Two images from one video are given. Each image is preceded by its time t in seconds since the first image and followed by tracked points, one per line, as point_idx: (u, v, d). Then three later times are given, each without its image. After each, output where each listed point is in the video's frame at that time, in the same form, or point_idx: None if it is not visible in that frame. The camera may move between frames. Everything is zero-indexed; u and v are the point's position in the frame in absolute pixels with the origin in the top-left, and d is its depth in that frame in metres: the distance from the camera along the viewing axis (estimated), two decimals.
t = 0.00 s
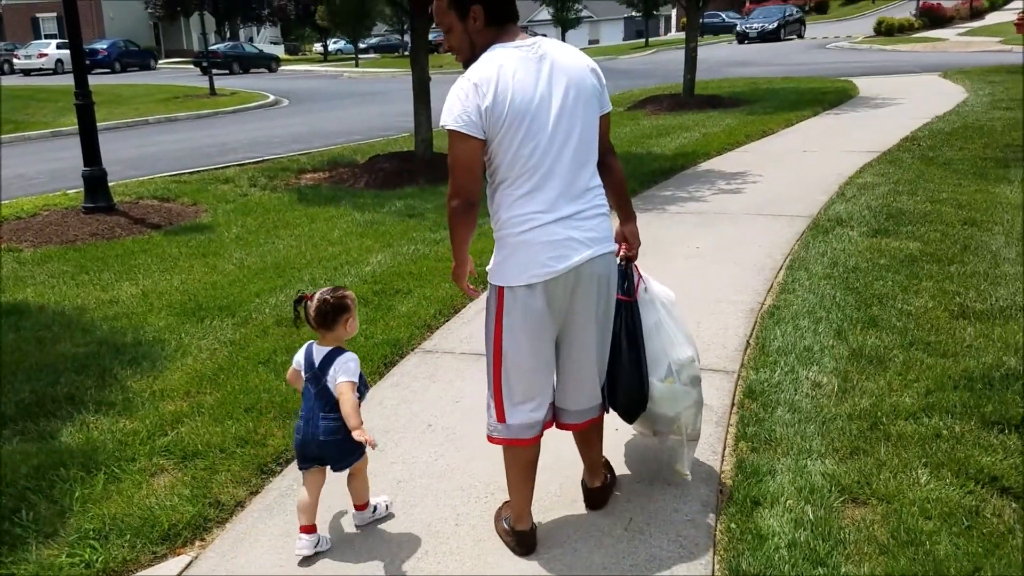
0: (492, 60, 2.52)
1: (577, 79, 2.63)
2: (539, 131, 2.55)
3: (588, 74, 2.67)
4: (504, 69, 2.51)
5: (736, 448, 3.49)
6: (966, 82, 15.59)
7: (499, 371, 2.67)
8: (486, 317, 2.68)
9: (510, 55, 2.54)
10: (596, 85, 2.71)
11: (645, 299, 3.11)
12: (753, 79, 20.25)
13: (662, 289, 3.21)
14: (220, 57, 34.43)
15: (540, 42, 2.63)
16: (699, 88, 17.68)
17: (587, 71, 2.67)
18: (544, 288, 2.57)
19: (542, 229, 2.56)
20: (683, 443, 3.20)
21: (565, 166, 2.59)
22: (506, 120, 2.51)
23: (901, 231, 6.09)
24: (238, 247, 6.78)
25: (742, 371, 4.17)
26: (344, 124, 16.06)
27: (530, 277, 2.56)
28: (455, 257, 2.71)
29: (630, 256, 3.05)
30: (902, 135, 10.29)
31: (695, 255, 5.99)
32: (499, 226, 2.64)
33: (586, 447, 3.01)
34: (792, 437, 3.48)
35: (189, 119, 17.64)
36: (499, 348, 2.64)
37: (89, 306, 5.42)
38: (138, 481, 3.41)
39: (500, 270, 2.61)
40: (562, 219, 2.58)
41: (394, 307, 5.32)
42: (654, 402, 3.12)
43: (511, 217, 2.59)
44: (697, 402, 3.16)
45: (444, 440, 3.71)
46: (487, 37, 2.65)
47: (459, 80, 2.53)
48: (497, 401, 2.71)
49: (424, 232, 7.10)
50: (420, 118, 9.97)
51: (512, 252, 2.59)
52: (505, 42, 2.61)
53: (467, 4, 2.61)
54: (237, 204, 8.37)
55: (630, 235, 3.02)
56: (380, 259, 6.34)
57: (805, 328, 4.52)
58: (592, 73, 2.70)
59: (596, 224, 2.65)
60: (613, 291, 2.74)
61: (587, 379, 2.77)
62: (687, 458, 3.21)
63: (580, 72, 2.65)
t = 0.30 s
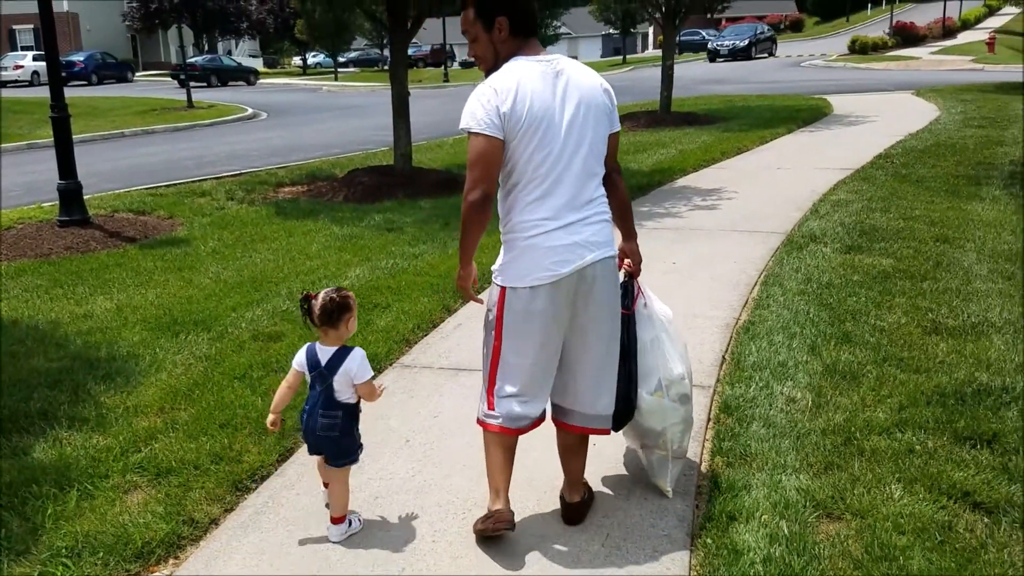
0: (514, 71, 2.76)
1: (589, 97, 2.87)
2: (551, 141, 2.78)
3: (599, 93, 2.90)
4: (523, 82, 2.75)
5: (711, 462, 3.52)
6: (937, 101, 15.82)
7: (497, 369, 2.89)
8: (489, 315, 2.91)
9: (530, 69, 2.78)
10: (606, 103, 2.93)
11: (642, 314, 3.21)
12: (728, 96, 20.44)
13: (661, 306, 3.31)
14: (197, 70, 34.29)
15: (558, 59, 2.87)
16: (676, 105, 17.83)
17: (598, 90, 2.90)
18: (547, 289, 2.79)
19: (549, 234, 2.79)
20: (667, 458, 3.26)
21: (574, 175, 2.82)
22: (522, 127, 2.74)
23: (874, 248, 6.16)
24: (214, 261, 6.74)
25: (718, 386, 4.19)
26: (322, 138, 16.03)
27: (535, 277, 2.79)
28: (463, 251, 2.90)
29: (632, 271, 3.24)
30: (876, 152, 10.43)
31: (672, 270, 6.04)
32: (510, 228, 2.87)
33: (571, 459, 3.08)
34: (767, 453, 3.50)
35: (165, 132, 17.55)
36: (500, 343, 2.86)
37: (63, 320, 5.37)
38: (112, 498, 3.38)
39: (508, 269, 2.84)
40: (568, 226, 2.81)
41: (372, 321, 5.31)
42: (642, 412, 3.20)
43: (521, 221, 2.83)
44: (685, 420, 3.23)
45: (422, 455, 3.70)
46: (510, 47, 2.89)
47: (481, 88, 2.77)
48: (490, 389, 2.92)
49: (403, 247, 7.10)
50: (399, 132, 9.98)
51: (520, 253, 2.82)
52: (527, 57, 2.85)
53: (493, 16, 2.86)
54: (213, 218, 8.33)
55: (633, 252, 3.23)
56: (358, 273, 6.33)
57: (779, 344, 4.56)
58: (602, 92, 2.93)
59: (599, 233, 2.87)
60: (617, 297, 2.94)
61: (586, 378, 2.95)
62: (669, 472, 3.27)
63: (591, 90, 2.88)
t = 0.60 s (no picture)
0: (506, 80, 2.89)
1: (578, 109, 2.95)
2: (537, 149, 2.87)
3: (591, 106, 2.98)
4: (513, 91, 2.87)
5: (691, 475, 3.52)
6: (911, 113, 16.00)
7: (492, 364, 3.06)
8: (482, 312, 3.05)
9: (522, 79, 2.90)
10: (597, 116, 3.01)
11: (627, 320, 3.24)
12: (705, 109, 20.59)
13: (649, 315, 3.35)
14: (175, 82, 34.12)
15: (551, 73, 2.97)
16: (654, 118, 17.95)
17: (589, 103, 2.98)
18: (528, 289, 2.87)
19: (532, 237, 2.88)
20: (641, 465, 3.29)
21: (559, 181, 2.90)
22: (508, 133, 2.86)
23: (850, 260, 6.22)
24: (191, 274, 6.70)
25: (697, 398, 4.21)
26: (301, 150, 15.99)
27: (516, 277, 2.88)
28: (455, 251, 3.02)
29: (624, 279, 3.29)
30: (852, 164, 10.53)
31: (651, 282, 6.06)
32: (497, 232, 2.97)
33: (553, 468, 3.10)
34: (746, 465, 3.52)
35: (142, 144, 17.45)
36: (493, 341, 3.01)
37: (38, 335, 5.31)
38: (87, 515, 3.34)
39: (494, 270, 2.94)
40: (550, 230, 2.88)
41: (350, 334, 5.29)
42: (618, 416, 3.23)
43: (507, 224, 2.92)
44: (660, 429, 3.26)
45: (401, 470, 3.68)
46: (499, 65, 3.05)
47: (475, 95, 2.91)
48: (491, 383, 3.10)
49: (382, 259, 7.08)
50: (378, 145, 9.98)
51: (505, 255, 2.91)
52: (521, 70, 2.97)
53: (481, 37, 3.03)
54: (191, 230, 8.28)
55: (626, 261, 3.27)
56: (337, 286, 6.32)
57: (758, 355, 4.58)
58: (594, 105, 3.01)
59: (583, 239, 2.93)
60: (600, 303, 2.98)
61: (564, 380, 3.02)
62: (643, 481, 3.31)
63: (581, 103, 2.96)
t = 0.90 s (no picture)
0: (470, 99, 3.11)
1: (542, 121, 3.10)
2: (500, 160, 3.06)
3: (555, 118, 3.13)
4: (477, 109, 3.08)
5: (672, 488, 3.53)
6: (886, 126, 16.16)
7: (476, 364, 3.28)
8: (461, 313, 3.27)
9: (487, 96, 3.11)
10: (563, 126, 3.14)
11: (611, 321, 3.37)
12: (683, 121, 20.69)
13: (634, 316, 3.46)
14: (152, 94, 33.89)
15: (518, 89, 3.15)
16: (633, 131, 18.03)
17: (554, 115, 3.13)
18: (492, 292, 3.06)
19: (495, 244, 3.06)
20: (626, 462, 3.38)
21: (522, 189, 3.07)
22: (471, 147, 3.08)
23: (827, 271, 6.27)
24: (167, 288, 6.64)
25: (677, 410, 4.22)
26: (279, 162, 15.92)
27: (481, 281, 3.07)
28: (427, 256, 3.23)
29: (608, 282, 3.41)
30: (828, 176, 10.63)
31: (630, 293, 6.08)
32: (471, 239, 3.17)
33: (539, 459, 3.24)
34: (726, 477, 3.53)
35: (118, 157, 17.31)
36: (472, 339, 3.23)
37: (12, 351, 5.24)
38: (62, 534, 3.29)
39: (467, 275, 3.15)
40: (513, 237, 3.05)
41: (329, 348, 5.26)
42: (602, 414, 3.34)
43: (477, 232, 3.12)
44: (644, 426, 3.36)
45: (380, 485, 3.66)
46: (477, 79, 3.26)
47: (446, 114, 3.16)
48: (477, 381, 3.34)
49: (360, 272, 7.06)
50: (357, 157, 9.96)
51: (474, 261, 3.11)
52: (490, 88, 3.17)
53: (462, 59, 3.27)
54: (168, 243, 8.22)
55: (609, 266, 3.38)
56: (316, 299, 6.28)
57: (737, 367, 4.61)
58: (560, 116, 3.15)
59: (547, 244, 3.07)
60: (566, 305, 3.12)
61: (530, 377, 3.17)
62: (628, 478, 3.40)
63: (546, 115, 3.12)
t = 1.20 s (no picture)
0: (458, 109, 3.27)
1: (527, 126, 3.22)
2: (486, 167, 3.21)
3: (540, 123, 3.25)
4: (464, 118, 3.24)
5: (668, 500, 3.53)
6: (878, 135, 16.21)
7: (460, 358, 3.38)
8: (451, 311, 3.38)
9: (475, 105, 3.25)
10: (548, 131, 3.26)
11: (609, 313, 3.50)
12: (676, 132, 20.73)
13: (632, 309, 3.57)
14: (145, 108, 33.88)
15: (504, 97, 3.27)
16: (625, 142, 18.06)
17: (540, 120, 3.25)
18: (480, 292, 3.21)
19: (483, 246, 3.22)
20: (629, 450, 3.46)
21: (507, 193, 3.22)
22: (458, 155, 3.25)
23: (820, 280, 6.29)
24: (161, 302, 6.63)
25: (672, 421, 4.22)
26: (272, 176, 15.91)
27: (469, 282, 3.23)
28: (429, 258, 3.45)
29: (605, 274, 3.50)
30: (820, 186, 10.66)
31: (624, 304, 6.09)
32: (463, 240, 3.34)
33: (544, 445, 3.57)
34: (722, 488, 3.52)
35: (111, 171, 17.29)
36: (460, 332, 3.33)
37: (5, 367, 5.22)
38: (55, 551, 3.27)
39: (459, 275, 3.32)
40: (500, 239, 3.20)
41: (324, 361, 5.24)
42: (604, 404, 3.44)
43: (467, 235, 3.29)
44: (644, 414, 3.44)
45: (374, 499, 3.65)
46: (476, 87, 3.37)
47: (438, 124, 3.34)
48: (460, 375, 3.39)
49: (354, 285, 7.05)
50: (351, 170, 9.96)
51: (464, 262, 3.28)
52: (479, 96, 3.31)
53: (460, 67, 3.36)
54: (161, 258, 8.20)
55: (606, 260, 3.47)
56: (310, 312, 6.27)
57: (731, 377, 4.61)
58: (545, 122, 3.26)
59: (532, 245, 3.21)
60: (555, 299, 3.27)
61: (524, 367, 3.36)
62: (633, 465, 3.48)
63: (531, 120, 3.23)
